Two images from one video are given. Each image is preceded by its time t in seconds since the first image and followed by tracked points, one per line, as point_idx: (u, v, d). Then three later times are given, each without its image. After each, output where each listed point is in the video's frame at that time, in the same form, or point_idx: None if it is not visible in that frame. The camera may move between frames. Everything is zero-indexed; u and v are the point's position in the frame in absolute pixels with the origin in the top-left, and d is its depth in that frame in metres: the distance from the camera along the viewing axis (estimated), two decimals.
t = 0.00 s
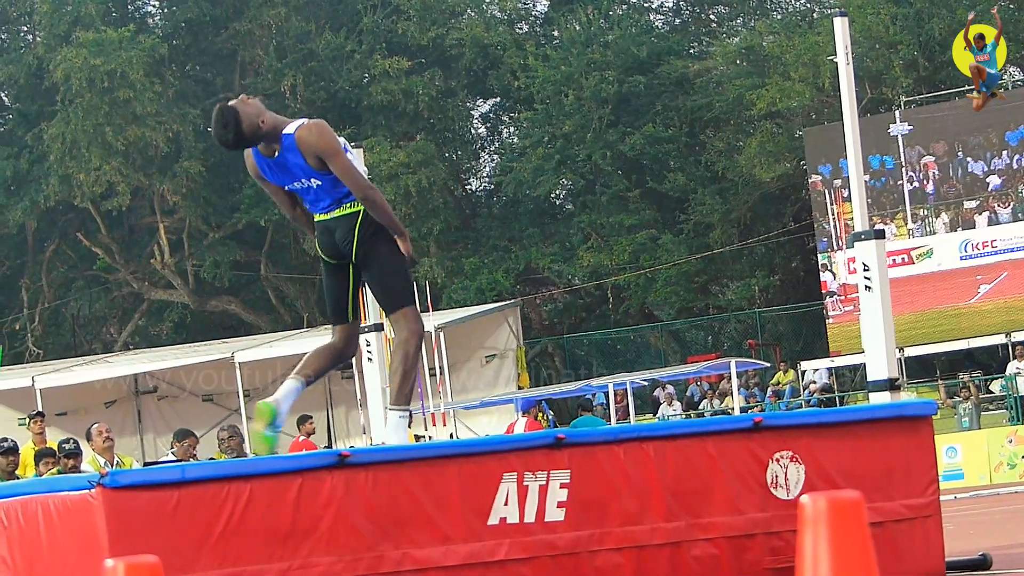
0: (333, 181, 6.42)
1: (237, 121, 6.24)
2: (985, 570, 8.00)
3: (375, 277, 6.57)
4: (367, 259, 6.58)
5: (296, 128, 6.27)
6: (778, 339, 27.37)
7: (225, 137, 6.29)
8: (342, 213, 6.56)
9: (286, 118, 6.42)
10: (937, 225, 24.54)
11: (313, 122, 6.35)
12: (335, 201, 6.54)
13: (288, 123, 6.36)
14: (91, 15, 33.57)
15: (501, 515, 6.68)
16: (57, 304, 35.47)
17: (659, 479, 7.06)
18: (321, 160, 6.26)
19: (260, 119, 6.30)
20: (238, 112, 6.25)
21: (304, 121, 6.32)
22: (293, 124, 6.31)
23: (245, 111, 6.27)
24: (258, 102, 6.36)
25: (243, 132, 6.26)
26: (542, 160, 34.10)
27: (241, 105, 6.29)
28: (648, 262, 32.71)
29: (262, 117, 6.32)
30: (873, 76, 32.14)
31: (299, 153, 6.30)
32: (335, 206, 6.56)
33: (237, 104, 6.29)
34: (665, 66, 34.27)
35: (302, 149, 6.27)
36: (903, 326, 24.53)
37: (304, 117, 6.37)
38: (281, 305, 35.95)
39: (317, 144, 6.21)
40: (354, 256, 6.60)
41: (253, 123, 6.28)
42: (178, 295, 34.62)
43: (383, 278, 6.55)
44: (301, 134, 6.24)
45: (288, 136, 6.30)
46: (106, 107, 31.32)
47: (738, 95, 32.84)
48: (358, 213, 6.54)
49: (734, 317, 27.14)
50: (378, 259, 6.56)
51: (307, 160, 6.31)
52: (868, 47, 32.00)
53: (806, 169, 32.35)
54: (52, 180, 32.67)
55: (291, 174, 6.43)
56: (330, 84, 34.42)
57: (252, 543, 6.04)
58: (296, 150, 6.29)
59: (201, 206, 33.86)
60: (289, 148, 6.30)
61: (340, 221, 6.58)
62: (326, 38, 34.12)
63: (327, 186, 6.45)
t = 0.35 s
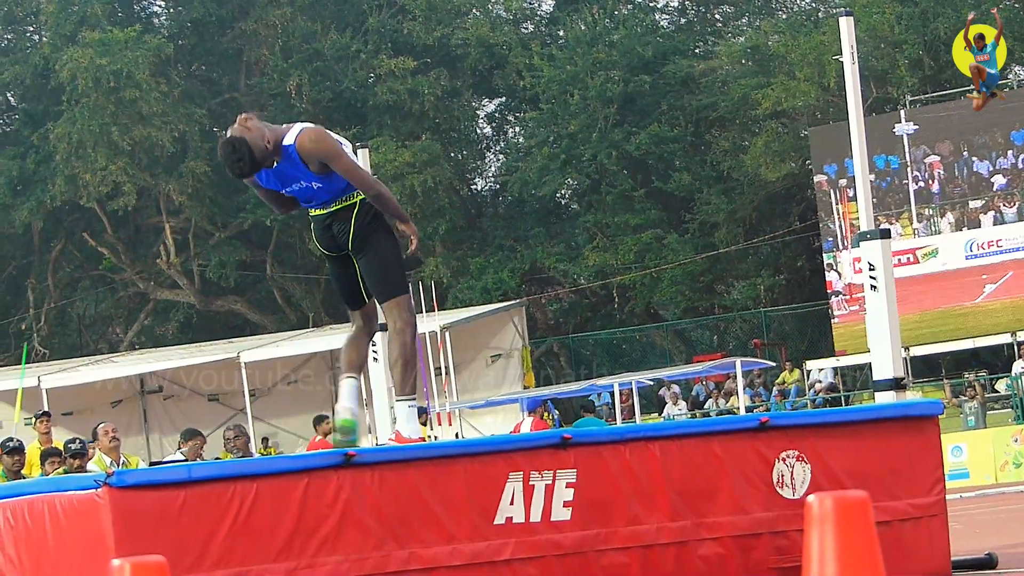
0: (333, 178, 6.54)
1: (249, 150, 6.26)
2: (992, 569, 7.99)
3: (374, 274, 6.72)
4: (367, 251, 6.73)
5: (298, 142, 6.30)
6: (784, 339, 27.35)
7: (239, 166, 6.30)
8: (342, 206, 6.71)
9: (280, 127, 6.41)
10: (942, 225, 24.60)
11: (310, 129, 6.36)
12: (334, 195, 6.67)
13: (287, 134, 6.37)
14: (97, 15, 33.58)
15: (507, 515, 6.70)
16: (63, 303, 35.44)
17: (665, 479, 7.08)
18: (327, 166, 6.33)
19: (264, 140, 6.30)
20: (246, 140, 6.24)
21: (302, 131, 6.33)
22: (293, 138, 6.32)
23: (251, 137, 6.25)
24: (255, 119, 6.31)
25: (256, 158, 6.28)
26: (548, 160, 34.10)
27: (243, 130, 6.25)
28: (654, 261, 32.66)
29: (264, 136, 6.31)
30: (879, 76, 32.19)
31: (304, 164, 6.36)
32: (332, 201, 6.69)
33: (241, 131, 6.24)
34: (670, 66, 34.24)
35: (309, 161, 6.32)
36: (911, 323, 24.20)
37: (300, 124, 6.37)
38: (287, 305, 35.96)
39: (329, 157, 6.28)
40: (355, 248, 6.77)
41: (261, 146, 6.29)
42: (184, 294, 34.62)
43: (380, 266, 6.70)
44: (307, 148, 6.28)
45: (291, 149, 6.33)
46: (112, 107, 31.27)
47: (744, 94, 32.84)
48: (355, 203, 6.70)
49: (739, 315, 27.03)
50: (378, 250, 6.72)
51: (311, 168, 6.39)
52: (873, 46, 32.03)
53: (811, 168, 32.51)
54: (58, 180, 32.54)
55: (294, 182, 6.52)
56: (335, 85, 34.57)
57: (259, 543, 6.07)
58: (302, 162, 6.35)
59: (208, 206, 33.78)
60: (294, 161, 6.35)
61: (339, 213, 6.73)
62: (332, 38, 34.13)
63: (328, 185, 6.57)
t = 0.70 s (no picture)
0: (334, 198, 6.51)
1: (253, 183, 6.22)
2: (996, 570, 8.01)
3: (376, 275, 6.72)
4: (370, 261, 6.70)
5: (301, 172, 6.26)
6: (789, 339, 27.29)
7: (243, 200, 6.25)
8: (339, 224, 6.67)
9: (276, 155, 6.37)
10: (947, 226, 24.59)
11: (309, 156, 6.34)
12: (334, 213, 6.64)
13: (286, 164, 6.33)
14: (103, 15, 33.70)
15: (512, 515, 6.71)
16: (68, 303, 35.45)
17: (670, 479, 7.09)
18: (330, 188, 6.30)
19: (265, 171, 6.27)
20: (249, 175, 6.20)
21: (301, 158, 6.30)
22: (293, 166, 6.28)
23: (253, 171, 6.22)
24: (253, 150, 6.29)
25: (261, 191, 6.26)
26: (553, 160, 34.06)
27: (244, 164, 6.21)
28: (659, 262, 32.66)
29: (264, 166, 6.27)
30: (884, 76, 32.02)
31: (309, 192, 6.33)
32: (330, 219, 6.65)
33: (242, 164, 6.21)
34: (676, 66, 34.21)
35: (313, 190, 6.29)
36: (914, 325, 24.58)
37: (297, 151, 6.33)
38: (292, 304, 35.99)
39: (333, 185, 6.25)
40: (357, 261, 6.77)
41: (263, 177, 6.26)
42: (189, 294, 34.72)
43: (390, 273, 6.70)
44: (311, 178, 6.24)
45: (292, 179, 6.30)
46: (118, 107, 31.31)
47: (749, 95, 32.80)
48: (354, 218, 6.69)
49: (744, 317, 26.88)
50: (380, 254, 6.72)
51: (315, 195, 6.37)
52: (879, 46, 31.86)
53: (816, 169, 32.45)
54: (64, 179, 32.53)
55: (296, 207, 6.46)
56: (341, 85, 34.60)
57: (265, 542, 6.08)
58: (304, 190, 6.32)
59: (213, 206, 33.76)
60: (298, 190, 6.31)
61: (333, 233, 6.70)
62: (337, 38, 34.22)
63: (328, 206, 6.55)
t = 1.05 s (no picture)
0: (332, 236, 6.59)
1: (248, 231, 6.29)
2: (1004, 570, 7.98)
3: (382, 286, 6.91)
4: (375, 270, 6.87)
5: (294, 221, 6.31)
6: (795, 339, 27.18)
7: (239, 246, 6.34)
8: (342, 254, 6.80)
9: (271, 199, 6.42)
10: (953, 225, 24.58)
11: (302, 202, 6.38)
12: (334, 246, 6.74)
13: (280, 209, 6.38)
14: (108, 16, 33.63)
15: (518, 515, 6.72)
16: (74, 303, 35.40)
17: (677, 478, 7.11)
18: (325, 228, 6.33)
19: (260, 216, 6.33)
20: (244, 224, 6.27)
21: (294, 206, 6.34)
22: (286, 214, 6.32)
23: (247, 220, 6.29)
24: (246, 196, 6.35)
25: (255, 238, 6.33)
26: (559, 159, 33.96)
27: (238, 212, 6.28)
28: (665, 261, 32.62)
29: (258, 213, 6.32)
30: (890, 75, 31.91)
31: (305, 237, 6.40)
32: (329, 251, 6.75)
33: (236, 213, 6.28)
34: (682, 65, 34.11)
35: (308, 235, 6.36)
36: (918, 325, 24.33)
37: (291, 197, 6.37)
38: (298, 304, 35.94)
39: (329, 230, 6.29)
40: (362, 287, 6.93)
41: (257, 224, 6.31)
42: (195, 294, 34.75)
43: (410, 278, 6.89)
44: (304, 226, 6.28)
45: (286, 225, 6.34)
46: (123, 108, 31.29)
47: (755, 94, 32.74)
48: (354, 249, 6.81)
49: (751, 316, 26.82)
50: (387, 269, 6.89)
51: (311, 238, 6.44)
52: (885, 46, 31.83)
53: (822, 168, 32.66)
54: (69, 180, 32.47)
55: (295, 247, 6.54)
56: (346, 85, 34.41)
57: (269, 542, 6.11)
58: (300, 235, 6.37)
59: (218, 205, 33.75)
60: (293, 235, 6.36)
61: (340, 263, 6.82)
62: (342, 38, 34.20)
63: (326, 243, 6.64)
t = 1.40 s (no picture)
0: (328, 283, 6.53)
1: (233, 301, 6.27)
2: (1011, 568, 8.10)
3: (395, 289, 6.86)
4: (375, 285, 6.78)
5: (282, 288, 6.32)
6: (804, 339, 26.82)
7: (226, 315, 6.33)
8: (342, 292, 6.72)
9: (255, 266, 6.39)
10: (962, 224, 24.41)
11: (286, 267, 6.34)
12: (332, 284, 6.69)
13: (268, 275, 6.37)
14: (116, 15, 33.41)
15: (528, 514, 6.86)
16: (82, 303, 35.33)
17: (685, 477, 7.23)
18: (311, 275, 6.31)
19: (245, 285, 6.31)
20: (227, 296, 6.25)
21: (280, 273, 6.32)
22: (273, 281, 6.33)
23: (231, 292, 6.26)
24: (229, 266, 6.30)
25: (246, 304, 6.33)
26: (567, 158, 34.01)
27: (221, 285, 6.24)
28: (673, 261, 32.48)
29: (241, 283, 6.30)
30: (898, 74, 32.07)
31: (295, 295, 6.39)
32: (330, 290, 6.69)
33: (218, 286, 6.24)
34: (690, 65, 34.15)
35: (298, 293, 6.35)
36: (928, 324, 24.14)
37: (274, 264, 6.37)
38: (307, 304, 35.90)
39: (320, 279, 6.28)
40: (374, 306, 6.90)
41: (242, 293, 6.29)
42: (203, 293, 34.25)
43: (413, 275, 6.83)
44: (295, 283, 6.29)
45: (275, 287, 6.34)
46: (131, 107, 31.31)
47: (764, 93, 32.56)
48: (354, 284, 6.75)
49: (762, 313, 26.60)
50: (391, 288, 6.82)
51: (304, 292, 6.42)
52: (893, 45, 31.88)
53: (830, 169, 32.26)
54: (78, 179, 32.43)
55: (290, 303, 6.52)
56: (355, 84, 34.32)
57: (281, 541, 6.21)
58: (290, 291, 6.35)
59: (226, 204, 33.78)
60: (284, 294, 6.35)
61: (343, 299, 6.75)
62: (351, 37, 34.06)
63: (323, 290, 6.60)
